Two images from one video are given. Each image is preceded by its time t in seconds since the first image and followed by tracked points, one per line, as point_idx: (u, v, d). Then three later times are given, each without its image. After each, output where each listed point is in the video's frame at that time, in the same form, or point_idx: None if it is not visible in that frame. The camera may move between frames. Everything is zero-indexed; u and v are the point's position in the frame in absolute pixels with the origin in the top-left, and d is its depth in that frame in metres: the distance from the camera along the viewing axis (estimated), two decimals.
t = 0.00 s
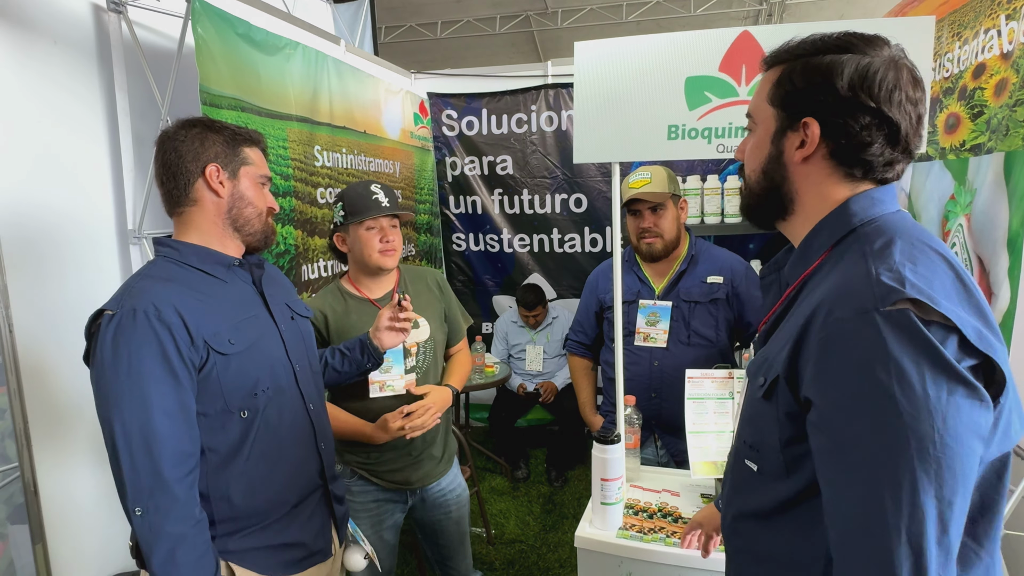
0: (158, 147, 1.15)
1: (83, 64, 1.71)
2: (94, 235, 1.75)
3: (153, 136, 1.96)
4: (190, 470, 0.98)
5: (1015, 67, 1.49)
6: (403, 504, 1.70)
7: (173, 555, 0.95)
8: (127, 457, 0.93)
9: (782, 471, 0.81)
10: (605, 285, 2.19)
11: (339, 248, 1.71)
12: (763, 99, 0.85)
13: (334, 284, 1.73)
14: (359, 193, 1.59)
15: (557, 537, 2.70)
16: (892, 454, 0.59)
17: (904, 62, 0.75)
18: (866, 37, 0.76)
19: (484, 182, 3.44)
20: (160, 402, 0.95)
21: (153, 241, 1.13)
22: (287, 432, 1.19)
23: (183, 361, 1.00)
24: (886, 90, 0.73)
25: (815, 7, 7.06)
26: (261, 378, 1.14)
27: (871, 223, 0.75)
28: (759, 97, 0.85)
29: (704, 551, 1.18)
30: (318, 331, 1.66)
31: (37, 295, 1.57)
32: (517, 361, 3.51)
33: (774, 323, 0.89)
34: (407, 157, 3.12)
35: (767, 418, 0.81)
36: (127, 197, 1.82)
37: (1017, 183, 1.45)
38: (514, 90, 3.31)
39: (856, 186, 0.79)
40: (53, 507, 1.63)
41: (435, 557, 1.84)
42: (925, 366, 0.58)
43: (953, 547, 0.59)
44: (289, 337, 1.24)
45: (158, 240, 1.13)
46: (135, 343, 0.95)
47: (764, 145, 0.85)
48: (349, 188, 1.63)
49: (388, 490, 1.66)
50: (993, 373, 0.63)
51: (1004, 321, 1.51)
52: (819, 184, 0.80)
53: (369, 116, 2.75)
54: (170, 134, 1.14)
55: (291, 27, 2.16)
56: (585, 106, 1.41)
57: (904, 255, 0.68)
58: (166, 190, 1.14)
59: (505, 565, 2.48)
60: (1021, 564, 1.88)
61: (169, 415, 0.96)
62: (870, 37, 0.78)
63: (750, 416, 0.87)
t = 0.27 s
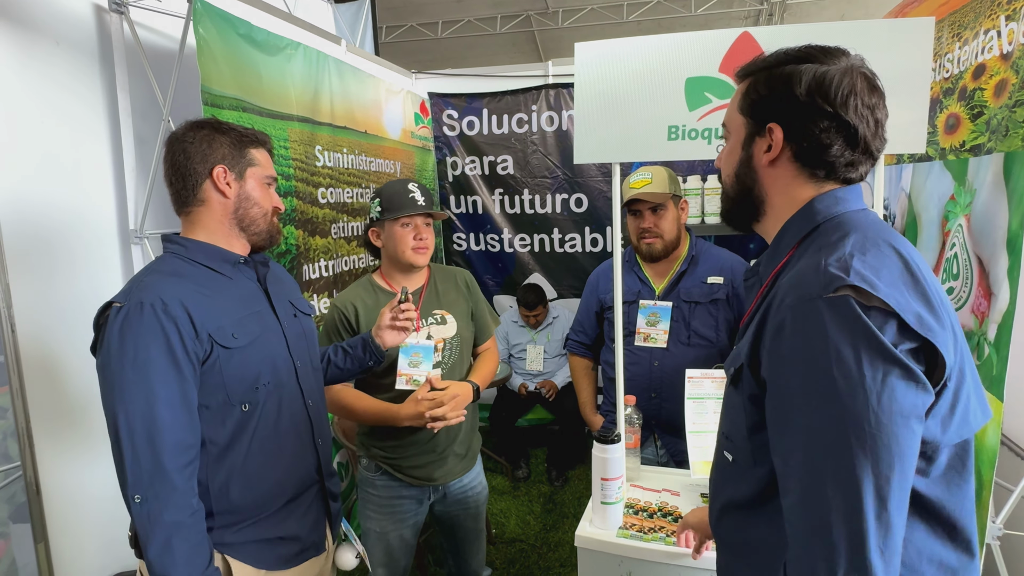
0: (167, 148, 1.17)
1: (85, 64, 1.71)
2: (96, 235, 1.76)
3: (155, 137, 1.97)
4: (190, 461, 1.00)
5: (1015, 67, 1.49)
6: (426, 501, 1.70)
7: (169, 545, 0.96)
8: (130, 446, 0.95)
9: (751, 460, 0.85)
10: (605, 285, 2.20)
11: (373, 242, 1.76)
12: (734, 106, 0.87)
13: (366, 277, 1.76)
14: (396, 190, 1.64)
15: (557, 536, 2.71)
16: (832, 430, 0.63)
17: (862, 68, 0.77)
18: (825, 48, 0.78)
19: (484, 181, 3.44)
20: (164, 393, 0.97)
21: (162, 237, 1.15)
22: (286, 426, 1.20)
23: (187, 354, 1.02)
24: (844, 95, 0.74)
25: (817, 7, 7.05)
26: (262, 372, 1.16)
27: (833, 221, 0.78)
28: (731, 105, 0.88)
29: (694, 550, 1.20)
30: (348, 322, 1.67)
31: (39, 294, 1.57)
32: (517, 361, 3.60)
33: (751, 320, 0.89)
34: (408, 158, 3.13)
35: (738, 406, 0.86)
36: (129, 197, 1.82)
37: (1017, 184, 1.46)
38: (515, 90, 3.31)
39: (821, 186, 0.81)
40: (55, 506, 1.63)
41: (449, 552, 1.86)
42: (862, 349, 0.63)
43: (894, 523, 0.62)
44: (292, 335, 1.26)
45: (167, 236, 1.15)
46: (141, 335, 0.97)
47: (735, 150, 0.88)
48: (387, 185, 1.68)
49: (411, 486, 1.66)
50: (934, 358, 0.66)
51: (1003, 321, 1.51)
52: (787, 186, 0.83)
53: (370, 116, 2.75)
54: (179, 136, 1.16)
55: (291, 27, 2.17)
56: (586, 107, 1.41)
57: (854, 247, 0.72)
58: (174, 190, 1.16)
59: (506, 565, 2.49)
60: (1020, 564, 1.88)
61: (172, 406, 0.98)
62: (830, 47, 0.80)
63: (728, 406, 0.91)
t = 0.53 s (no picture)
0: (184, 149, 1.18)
1: (87, 63, 1.72)
2: (97, 234, 1.76)
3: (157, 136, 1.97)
4: (188, 453, 1.00)
5: (1016, 67, 1.49)
6: (438, 499, 1.70)
7: (166, 532, 0.96)
8: (132, 435, 0.96)
9: (735, 448, 0.85)
10: (607, 284, 2.20)
11: (400, 238, 1.79)
12: (728, 107, 0.88)
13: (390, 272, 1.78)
14: (427, 189, 1.68)
15: (558, 535, 2.71)
16: (807, 414, 0.64)
17: (848, 69, 0.77)
18: (812, 50, 0.79)
19: (485, 181, 3.44)
20: (166, 385, 0.98)
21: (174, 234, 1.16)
22: (285, 424, 1.21)
23: (191, 349, 1.03)
24: (828, 93, 0.75)
25: (818, 6, 7.04)
26: (264, 369, 1.16)
27: (818, 216, 0.78)
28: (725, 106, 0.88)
29: (697, 549, 1.20)
30: (372, 314, 1.66)
31: (41, 292, 1.58)
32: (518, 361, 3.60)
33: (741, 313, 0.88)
34: (409, 157, 3.13)
35: (724, 394, 0.87)
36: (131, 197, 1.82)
37: (1018, 183, 1.46)
38: (516, 89, 3.31)
39: (808, 183, 0.81)
40: (57, 504, 1.64)
41: (457, 549, 1.86)
42: (838, 337, 0.63)
43: (864, 505, 0.63)
44: (296, 334, 1.26)
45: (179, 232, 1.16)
46: (147, 329, 0.99)
47: (728, 149, 0.88)
48: (417, 183, 1.72)
49: (424, 483, 1.67)
50: (909, 346, 0.67)
51: (1004, 320, 1.51)
52: (775, 182, 0.83)
53: (371, 116, 2.75)
54: (197, 138, 1.17)
55: (292, 26, 2.17)
56: (588, 106, 1.41)
57: (835, 238, 0.72)
58: (190, 190, 1.17)
59: (507, 564, 2.49)
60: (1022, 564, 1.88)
61: (174, 398, 0.99)
62: (818, 50, 0.80)
63: (716, 397, 0.92)
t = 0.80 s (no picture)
0: (207, 148, 1.20)
1: (89, 63, 1.72)
2: (100, 233, 1.76)
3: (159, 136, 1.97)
4: (187, 447, 1.01)
5: (1017, 66, 1.49)
6: (442, 501, 1.70)
7: (159, 525, 0.97)
8: (134, 424, 0.97)
9: (731, 443, 0.86)
10: (608, 284, 2.20)
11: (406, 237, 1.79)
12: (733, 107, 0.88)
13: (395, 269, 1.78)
14: (435, 189, 1.68)
15: (559, 535, 2.72)
16: (795, 411, 0.65)
17: (851, 70, 0.77)
18: (815, 51, 0.79)
19: (487, 181, 3.44)
20: (170, 377, 0.99)
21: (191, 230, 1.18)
22: (286, 424, 1.21)
23: (198, 343, 1.04)
24: (829, 93, 0.75)
25: (818, 6, 7.04)
26: (268, 369, 1.17)
27: (817, 216, 0.78)
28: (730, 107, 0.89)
29: (698, 548, 1.20)
30: (376, 311, 1.67)
31: (43, 292, 1.58)
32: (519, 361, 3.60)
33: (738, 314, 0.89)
34: (410, 157, 3.13)
35: (721, 393, 0.88)
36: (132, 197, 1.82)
37: (1019, 183, 1.46)
38: (517, 89, 3.32)
39: (809, 182, 0.81)
40: (61, 503, 1.65)
41: (461, 550, 1.86)
42: (826, 335, 0.64)
43: (852, 502, 0.64)
44: (303, 337, 1.27)
45: (195, 228, 1.18)
46: (156, 320, 1.00)
47: (732, 150, 0.89)
48: (425, 184, 1.72)
49: (428, 484, 1.67)
50: (899, 345, 0.67)
51: (1005, 320, 1.51)
52: (776, 182, 0.83)
53: (373, 116, 2.76)
54: (220, 138, 1.18)
55: (294, 27, 2.17)
56: (590, 106, 1.41)
57: (829, 238, 0.72)
58: (210, 189, 1.19)
59: (509, 564, 2.50)
60: None
61: (177, 391, 1.00)
62: (821, 52, 0.80)
63: (715, 396, 0.93)
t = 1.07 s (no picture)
0: (218, 151, 1.19)
1: (89, 63, 1.72)
2: (101, 234, 1.77)
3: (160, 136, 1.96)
4: (202, 455, 1.01)
5: (1018, 66, 1.49)
6: (440, 502, 1.71)
7: (172, 535, 0.96)
8: (148, 434, 0.96)
9: (737, 446, 0.86)
10: (608, 284, 2.20)
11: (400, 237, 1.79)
12: (738, 106, 0.88)
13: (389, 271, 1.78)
14: (427, 190, 1.67)
15: (560, 535, 2.72)
16: (803, 413, 0.65)
17: (858, 68, 0.77)
18: (822, 50, 0.79)
19: (487, 180, 3.44)
20: (187, 385, 0.99)
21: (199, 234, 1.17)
22: (297, 429, 1.21)
23: (213, 349, 1.04)
24: (838, 92, 0.74)
25: (820, 6, 7.01)
26: (282, 374, 1.17)
27: (824, 215, 0.78)
28: (735, 107, 0.88)
29: (698, 548, 1.20)
30: (371, 314, 1.67)
31: (43, 292, 1.58)
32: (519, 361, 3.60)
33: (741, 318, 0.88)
34: (411, 157, 3.13)
35: (726, 394, 0.88)
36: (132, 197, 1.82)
37: (1020, 183, 1.46)
38: (518, 89, 3.32)
39: (816, 182, 0.80)
40: (62, 503, 1.65)
41: (461, 552, 1.86)
42: (835, 337, 0.64)
43: (863, 506, 0.64)
44: (313, 341, 1.27)
45: (203, 232, 1.16)
46: (172, 327, 0.99)
47: (738, 150, 0.89)
48: (417, 185, 1.71)
49: (426, 486, 1.67)
50: (910, 346, 0.66)
51: (1006, 320, 1.51)
52: (784, 182, 0.82)
53: (373, 116, 2.76)
54: (231, 141, 1.18)
55: (295, 26, 2.17)
56: (590, 105, 1.40)
57: (838, 238, 0.72)
58: (221, 192, 1.18)
59: (510, 564, 2.50)
60: None
61: (193, 399, 0.99)
62: (828, 50, 0.80)
63: (719, 398, 0.93)
